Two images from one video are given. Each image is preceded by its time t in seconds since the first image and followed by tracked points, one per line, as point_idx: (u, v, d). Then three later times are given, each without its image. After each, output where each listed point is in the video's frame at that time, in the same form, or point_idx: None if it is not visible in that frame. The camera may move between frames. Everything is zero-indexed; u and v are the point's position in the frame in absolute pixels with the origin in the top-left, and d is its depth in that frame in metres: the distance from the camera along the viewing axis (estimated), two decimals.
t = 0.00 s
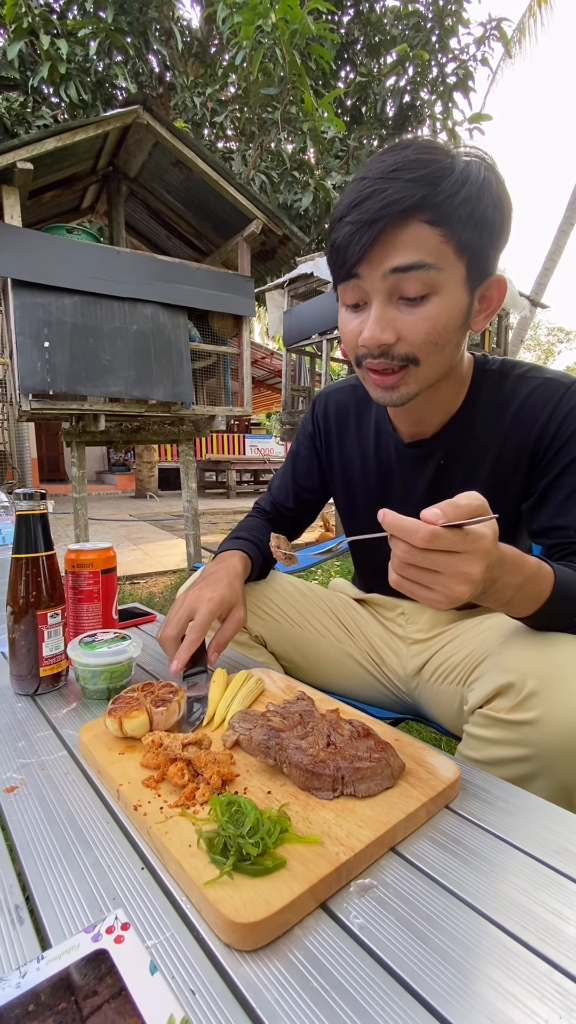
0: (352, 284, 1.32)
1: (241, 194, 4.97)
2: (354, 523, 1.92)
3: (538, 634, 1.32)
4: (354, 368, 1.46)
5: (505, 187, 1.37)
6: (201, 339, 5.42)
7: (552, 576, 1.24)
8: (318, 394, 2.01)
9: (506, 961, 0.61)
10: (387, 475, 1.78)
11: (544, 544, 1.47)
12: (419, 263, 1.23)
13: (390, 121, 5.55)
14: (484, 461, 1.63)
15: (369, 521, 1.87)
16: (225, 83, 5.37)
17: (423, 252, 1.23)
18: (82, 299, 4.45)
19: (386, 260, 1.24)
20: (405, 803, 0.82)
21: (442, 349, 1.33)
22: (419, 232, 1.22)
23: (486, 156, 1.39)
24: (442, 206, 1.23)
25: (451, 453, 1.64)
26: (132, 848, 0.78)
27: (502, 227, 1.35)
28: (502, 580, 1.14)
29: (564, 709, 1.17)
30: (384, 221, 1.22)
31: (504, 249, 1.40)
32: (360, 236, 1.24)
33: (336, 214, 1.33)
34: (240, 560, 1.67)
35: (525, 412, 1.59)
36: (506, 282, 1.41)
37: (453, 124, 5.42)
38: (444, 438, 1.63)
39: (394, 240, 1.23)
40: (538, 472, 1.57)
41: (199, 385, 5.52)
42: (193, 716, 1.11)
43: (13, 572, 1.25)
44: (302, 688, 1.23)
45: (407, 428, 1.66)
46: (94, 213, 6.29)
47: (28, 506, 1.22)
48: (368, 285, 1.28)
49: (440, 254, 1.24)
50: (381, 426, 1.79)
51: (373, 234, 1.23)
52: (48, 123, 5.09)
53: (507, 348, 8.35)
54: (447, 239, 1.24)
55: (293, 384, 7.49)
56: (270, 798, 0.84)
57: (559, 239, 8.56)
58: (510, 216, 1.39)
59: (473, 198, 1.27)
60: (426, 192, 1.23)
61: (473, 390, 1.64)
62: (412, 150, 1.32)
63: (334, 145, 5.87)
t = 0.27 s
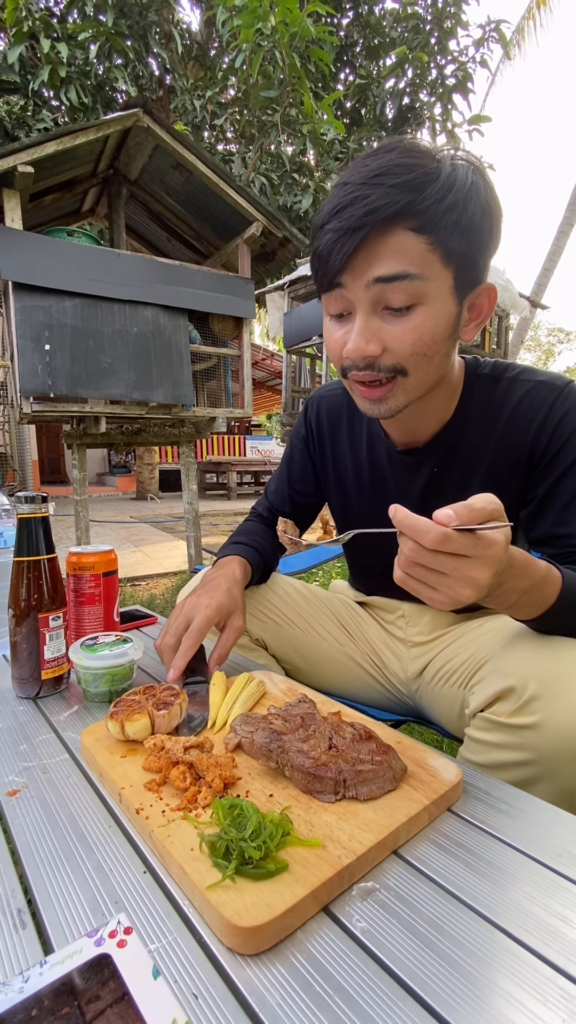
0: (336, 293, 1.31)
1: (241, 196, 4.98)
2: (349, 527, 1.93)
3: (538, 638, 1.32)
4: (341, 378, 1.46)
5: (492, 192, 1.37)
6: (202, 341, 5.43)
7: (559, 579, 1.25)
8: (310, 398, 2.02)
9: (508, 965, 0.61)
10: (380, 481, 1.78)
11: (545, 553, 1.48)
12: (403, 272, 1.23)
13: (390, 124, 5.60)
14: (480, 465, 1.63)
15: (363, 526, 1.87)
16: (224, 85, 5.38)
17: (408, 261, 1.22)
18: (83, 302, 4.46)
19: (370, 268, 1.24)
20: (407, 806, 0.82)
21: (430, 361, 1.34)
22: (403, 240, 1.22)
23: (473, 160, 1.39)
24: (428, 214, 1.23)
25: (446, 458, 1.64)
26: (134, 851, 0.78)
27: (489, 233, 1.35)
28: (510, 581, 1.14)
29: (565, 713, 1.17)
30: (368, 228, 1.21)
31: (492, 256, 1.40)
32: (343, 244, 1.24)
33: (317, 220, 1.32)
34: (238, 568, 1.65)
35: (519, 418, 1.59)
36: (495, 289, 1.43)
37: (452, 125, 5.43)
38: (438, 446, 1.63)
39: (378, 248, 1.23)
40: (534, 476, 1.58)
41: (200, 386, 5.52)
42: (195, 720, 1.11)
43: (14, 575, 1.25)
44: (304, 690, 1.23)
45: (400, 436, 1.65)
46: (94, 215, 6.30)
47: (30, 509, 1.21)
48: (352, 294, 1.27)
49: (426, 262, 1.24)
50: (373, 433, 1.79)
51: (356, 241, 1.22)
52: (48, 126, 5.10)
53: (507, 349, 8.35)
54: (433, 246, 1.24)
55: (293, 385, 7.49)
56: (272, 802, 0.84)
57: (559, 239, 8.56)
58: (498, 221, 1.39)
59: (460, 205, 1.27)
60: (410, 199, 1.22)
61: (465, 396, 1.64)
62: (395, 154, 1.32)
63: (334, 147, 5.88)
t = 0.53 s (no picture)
0: (327, 303, 1.31)
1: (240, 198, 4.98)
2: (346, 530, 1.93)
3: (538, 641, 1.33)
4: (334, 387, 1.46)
5: (483, 199, 1.38)
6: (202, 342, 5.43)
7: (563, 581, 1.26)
8: (304, 402, 2.02)
9: (507, 968, 0.61)
10: (376, 483, 1.78)
11: (544, 557, 1.48)
12: (394, 283, 1.23)
13: (390, 125, 5.61)
14: (477, 469, 1.63)
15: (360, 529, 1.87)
16: (224, 87, 5.39)
17: (399, 271, 1.22)
18: (83, 304, 4.46)
19: (361, 279, 1.24)
20: (407, 808, 0.82)
21: (423, 370, 1.35)
22: (394, 250, 1.22)
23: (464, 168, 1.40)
24: (419, 223, 1.23)
25: (441, 463, 1.64)
26: (134, 854, 0.78)
27: (482, 240, 1.35)
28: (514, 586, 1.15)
29: (565, 715, 1.17)
30: (358, 237, 1.21)
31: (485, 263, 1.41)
32: (334, 254, 1.24)
33: (307, 230, 1.32)
34: (240, 564, 1.69)
35: (515, 421, 1.60)
36: (489, 296, 1.43)
37: (452, 125, 5.44)
38: (434, 450, 1.63)
39: (368, 258, 1.23)
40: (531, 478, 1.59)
41: (200, 388, 5.52)
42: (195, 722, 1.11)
43: (15, 578, 1.25)
44: (304, 692, 1.23)
45: (396, 442, 1.65)
46: (94, 217, 6.30)
47: (30, 512, 1.22)
48: (343, 306, 1.27)
49: (418, 272, 1.24)
50: (367, 438, 1.79)
51: (346, 250, 1.22)
52: (48, 128, 5.10)
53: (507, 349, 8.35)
54: (425, 255, 1.24)
55: (293, 386, 7.50)
56: (273, 805, 0.84)
57: (559, 239, 8.57)
58: (490, 229, 1.39)
59: (451, 213, 1.27)
60: (400, 208, 1.23)
61: (461, 399, 1.64)
62: (385, 162, 1.32)
63: (333, 148, 5.89)
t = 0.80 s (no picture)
0: (323, 307, 1.31)
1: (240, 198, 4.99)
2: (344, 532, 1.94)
3: (537, 641, 1.33)
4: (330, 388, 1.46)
5: (476, 201, 1.38)
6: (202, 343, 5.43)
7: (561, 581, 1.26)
8: (301, 405, 2.02)
9: (507, 968, 0.61)
10: (373, 486, 1.79)
11: (543, 557, 1.49)
12: (390, 286, 1.23)
13: (389, 124, 5.63)
14: (475, 470, 1.63)
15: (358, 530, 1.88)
16: (224, 87, 5.38)
17: (394, 274, 1.23)
18: (83, 305, 4.46)
19: (357, 282, 1.24)
20: (407, 808, 0.82)
21: (420, 371, 1.35)
22: (389, 253, 1.22)
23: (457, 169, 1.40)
24: (413, 226, 1.23)
25: (437, 464, 1.64)
26: (135, 853, 0.79)
27: (475, 242, 1.35)
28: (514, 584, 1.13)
29: (565, 715, 1.17)
30: (352, 242, 1.22)
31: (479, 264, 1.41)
32: (329, 259, 1.23)
33: (301, 234, 1.32)
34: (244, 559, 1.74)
35: (512, 421, 1.60)
36: (483, 297, 1.43)
37: (451, 125, 5.44)
38: (430, 450, 1.63)
39: (363, 262, 1.23)
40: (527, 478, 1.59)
41: (200, 388, 5.52)
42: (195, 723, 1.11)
43: (15, 579, 1.25)
44: (304, 693, 1.23)
45: (391, 443, 1.65)
46: (94, 217, 6.30)
47: (30, 514, 1.22)
48: (339, 308, 1.27)
49: (413, 275, 1.24)
50: (364, 439, 1.79)
51: (341, 254, 1.22)
52: (47, 129, 5.11)
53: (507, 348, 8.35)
54: (419, 258, 1.24)
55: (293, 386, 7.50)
56: (272, 805, 0.84)
57: (559, 238, 8.57)
58: (484, 230, 1.40)
59: (444, 216, 1.27)
60: (394, 212, 1.23)
61: (457, 400, 1.64)
62: (378, 165, 1.32)
63: (333, 147, 5.88)
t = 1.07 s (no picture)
0: (331, 302, 1.31)
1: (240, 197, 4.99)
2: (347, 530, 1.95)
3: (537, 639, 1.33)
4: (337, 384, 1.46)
5: (485, 198, 1.38)
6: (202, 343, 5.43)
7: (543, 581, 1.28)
8: (304, 403, 2.02)
9: (508, 968, 0.61)
10: (376, 486, 1.80)
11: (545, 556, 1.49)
12: (398, 280, 1.23)
13: (389, 124, 5.63)
14: (477, 469, 1.63)
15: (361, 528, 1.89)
16: (223, 86, 5.38)
17: (401, 269, 1.23)
18: (83, 305, 4.47)
19: (366, 277, 1.24)
20: (407, 808, 0.82)
21: (426, 366, 1.34)
22: (397, 248, 1.23)
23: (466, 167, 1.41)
24: (421, 222, 1.24)
25: (441, 462, 1.64)
26: (136, 852, 0.79)
27: (483, 239, 1.36)
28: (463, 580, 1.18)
29: (566, 714, 1.17)
30: (361, 237, 1.22)
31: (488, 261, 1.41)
32: (338, 253, 1.24)
33: (310, 230, 1.33)
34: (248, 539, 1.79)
35: (514, 419, 1.60)
36: (490, 292, 1.43)
37: (451, 124, 5.44)
38: (434, 449, 1.63)
39: (371, 256, 1.23)
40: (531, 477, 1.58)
41: (200, 387, 5.52)
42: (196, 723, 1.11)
43: (16, 579, 1.25)
44: (305, 693, 1.23)
45: (395, 438, 1.66)
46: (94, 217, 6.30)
47: (31, 514, 1.22)
48: (346, 303, 1.28)
49: (420, 270, 1.24)
50: (368, 439, 1.80)
51: (349, 249, 1.23)
52: (47, 129, 5.11)
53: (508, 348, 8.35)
54: (427, 253, 1.24)
55: (294, 386, 7.50)
56: (273, 804, 0.84)
57: (559, 237, 8.57)
58: (492, 228, 1.40)
59: (452, 212, 1.28)
60: (402, 207, 1.23)
61: (460, 398, 1.64)
62: (387, 163, 1.32)
63: (333, 147, 5.88)
